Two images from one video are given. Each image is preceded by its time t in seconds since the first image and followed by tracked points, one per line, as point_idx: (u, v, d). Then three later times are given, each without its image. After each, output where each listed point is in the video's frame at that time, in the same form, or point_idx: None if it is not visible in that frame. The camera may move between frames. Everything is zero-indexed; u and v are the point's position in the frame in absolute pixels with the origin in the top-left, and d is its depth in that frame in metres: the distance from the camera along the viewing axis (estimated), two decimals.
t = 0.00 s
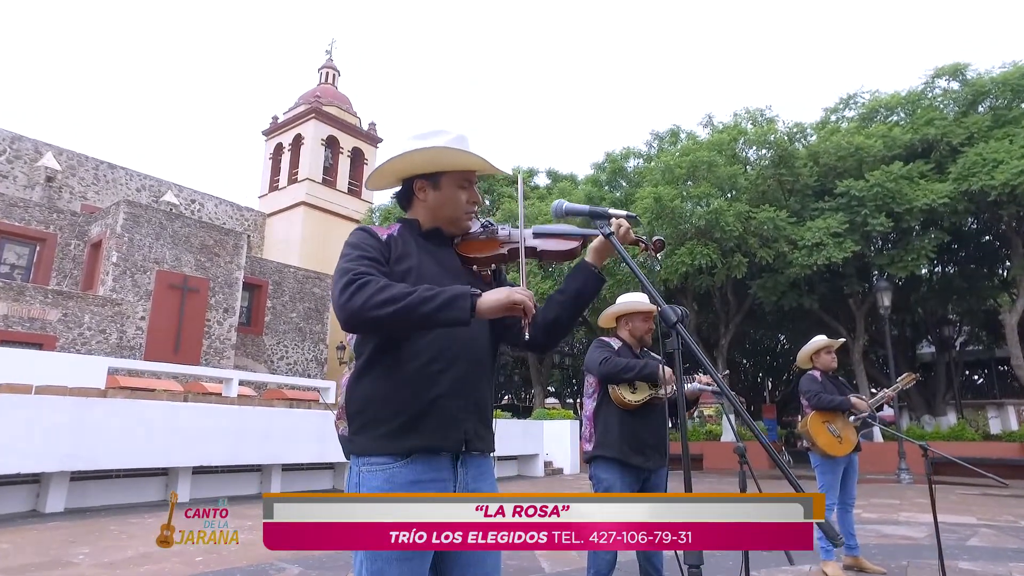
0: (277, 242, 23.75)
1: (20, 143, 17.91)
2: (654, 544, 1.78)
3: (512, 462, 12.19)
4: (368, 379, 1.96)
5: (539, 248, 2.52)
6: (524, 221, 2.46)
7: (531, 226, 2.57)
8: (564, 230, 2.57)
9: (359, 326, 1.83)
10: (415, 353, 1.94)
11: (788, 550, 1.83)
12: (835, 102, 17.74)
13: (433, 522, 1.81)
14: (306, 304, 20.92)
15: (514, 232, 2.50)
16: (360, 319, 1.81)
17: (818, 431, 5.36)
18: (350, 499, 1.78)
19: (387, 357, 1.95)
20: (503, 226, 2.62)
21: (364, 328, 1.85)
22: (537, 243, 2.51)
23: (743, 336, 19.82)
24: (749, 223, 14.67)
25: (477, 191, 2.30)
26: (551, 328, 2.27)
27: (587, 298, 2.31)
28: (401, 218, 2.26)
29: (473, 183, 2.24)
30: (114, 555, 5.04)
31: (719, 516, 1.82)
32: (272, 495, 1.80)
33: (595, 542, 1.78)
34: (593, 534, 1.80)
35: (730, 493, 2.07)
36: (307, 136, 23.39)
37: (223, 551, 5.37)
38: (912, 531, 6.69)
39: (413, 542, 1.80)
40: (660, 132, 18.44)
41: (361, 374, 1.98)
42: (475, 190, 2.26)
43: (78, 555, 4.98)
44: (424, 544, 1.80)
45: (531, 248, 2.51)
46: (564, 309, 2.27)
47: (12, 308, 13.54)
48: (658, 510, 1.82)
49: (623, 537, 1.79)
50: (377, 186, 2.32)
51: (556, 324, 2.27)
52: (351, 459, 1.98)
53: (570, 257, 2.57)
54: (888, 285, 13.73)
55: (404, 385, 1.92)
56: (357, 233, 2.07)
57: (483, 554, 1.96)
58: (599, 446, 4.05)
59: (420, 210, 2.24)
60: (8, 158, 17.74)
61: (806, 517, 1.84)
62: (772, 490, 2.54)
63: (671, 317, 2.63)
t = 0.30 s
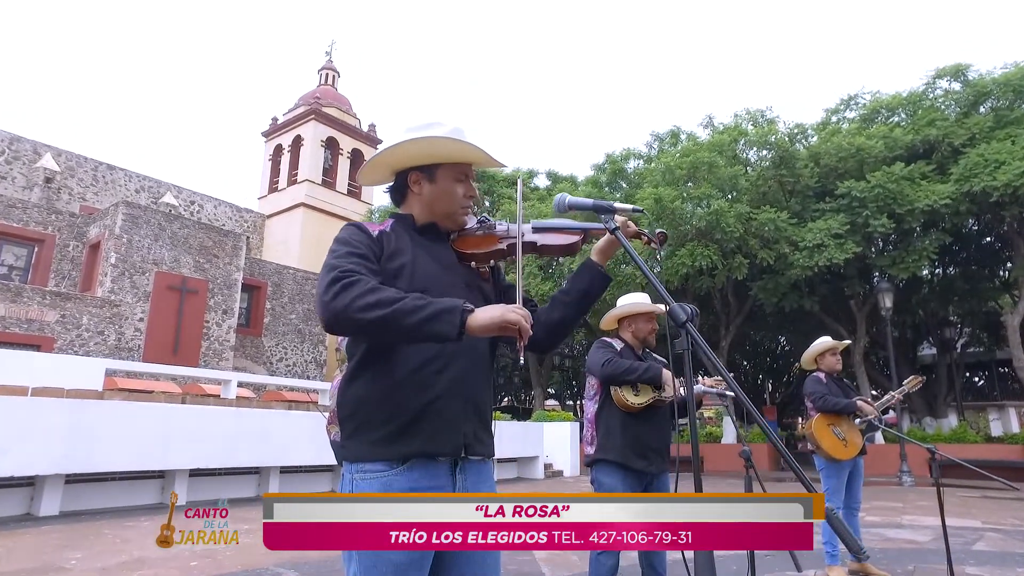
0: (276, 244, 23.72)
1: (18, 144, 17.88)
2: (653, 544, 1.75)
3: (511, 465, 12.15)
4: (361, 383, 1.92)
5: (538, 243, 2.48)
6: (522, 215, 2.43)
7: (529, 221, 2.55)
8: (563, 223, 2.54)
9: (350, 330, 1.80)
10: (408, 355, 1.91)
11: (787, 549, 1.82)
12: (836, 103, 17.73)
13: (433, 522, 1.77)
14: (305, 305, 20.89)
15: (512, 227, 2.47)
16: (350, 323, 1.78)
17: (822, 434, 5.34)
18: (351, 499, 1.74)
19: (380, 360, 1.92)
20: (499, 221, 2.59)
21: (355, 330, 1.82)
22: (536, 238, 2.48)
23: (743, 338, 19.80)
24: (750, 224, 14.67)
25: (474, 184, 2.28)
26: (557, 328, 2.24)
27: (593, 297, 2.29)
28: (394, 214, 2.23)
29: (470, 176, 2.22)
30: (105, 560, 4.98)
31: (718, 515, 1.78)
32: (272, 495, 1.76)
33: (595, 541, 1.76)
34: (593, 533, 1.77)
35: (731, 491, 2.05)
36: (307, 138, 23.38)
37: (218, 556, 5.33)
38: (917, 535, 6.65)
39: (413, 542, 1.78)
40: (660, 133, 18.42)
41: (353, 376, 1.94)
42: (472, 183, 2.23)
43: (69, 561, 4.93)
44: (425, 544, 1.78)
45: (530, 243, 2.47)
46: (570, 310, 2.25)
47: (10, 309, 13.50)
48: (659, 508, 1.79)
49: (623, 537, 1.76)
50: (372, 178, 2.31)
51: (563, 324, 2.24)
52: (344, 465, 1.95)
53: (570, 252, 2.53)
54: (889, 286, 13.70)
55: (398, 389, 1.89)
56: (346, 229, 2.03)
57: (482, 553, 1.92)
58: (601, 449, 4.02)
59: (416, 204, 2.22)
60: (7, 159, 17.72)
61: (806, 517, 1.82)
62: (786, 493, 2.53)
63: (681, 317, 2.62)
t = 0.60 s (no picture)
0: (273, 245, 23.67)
1: (14, 144, 17.82)
2: (653, 544, 1.74)
3: (509, 467, 12.12)
4: (356, 381, 1.90)
5: (537, 241, 2.49)
6: (519, 214, 2.45)
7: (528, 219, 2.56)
8: (562, 223, 2.54)
9: (345, 320, 1.77)
10: (403, 351, 1.89)
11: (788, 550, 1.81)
12: (834, 105, 17.77)
13: (433, 522, 1.76)
14: (302, 307, 20.83)
15: (509, 226, 2.48)
16: (344, 311, 1.75)
17: (826, 436, 5.32)
18: (351, 499, 1.73)
19: (376, 355, 1.89)
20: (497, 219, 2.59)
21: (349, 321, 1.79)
22: (535, 236, 2.49)
23: (742, 340, 19.81)
24: (749, 226, 14.67)
25: (471, 183, 2.25)
26: (557, 327, 2.21)
27: (593, 297, 2.26)
28: (389, 210, 2.19)
29: (467, 173, 2.19)
30: (97, 565, 4.94)
31: (719, 515, 1.77)
32: (272, 495, 1.77)
33: (594, 541, 1.75)
34: (592, 533, 1.76)
35: (731, 493, 2.05)
36: (305, 139, 23.36)
37: (212, 560, 5.29)
38: (918, 538, 6.63)
39: (414, 542, 1.74)
40: (659, 135, 18.45)
41: (349, 375, 1.91)
42: (469, 179, 2.21)
43: (61, 565, 4.88)
44: (425, 544, 1.75)
45: (528, 241, 2.49)
46: (570, 308, 2.22)
47: (4, 310, 13.43)
48: (661, 508, 1.77)
49: (623, 537, 1.75)
50: (365, 172, 2.28)
51: (562, 323, 2.21)
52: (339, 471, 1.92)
53: (571, 251, 2.53)
54: (887, 288, 13.72)
55: (393, 386, 1.86)
56: (341, 223, 2.00)
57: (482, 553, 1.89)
58: (601, 453, 3.99)
59: (411, 200, 2.18)
60: (3, 160, 17.67)
61: (806, 517, 1.83)
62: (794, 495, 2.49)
63: (688, 315, 2.56)
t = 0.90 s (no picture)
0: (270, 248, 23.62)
1: (9, 145, 17.75)
2: (653, 544, 1.70)
3: (505, 471, 12.08)
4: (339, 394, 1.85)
5: (534, 245, 2.43)
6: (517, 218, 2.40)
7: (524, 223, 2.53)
8: (558, 227, 2.50)
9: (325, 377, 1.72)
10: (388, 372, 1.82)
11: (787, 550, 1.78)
12: (831, 108, 17.81)
13: (433, 521, 1.72)
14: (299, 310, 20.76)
15: (507, 229, 2.41)
16: (324, 374, 1.70)
17: (827, 441, 5.32)
18: (354, 498, 1.69)
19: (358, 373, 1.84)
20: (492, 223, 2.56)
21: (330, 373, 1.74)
22: (532, 239, 2.44)
23: (739, 344, 19.83)
24: (746, 228, 14.66)
25: (467, 185, 2.26)
26: (551, 330, 2.19)
27: (589, 299, 2.23)
28: (382, 210, 2.14)
29: (464, 174, 2.20)
30: (85, 572, 4.89)
31: (719, 516, 1.74)
32: (272, 495, 1.71)
33: (595, 542, 1.71)
34: (593, 533, 1.72)
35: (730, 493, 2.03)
36: (301, 141, 23.33)
37: (204, 567, 5.24)
38: (918, 543, 6.61)
39: (413, 542, 1.72)
40: (656, 138, 18.46)
41: (330, 388, 1.87)
42: (465, 180, 2.22)
43: (49, 572, 4.83)
44: (425, 545, 1.72)
45: (526, 245, 2.42)
46: (566, 311, 2.21)
47: None
48: (661, 509, 1.74)
49: (623, 537, 1.72)
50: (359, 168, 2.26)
51: (556, 326, 2.19)
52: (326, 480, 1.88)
53: (566, 254, 2.48)
54: (885, 291, 13.73)
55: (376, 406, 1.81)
56: (329, 229, 1.94)
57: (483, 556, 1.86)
58: (599, 458, 3.97)
59: (406, 199, 2.17)
60: None
61: (805, 517, 1.81)
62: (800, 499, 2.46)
63: (693, 318, 2.53)
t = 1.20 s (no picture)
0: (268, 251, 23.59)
1: (7, 148, 17.75)
2: (653, 544, 1.67)
3: (504, 475, 12.03)
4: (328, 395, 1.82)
5: (532, 232, 2.40)
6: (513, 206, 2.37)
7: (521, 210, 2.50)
8: (556, 213, 2.46)
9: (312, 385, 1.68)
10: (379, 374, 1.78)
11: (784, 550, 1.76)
12: (830, 112, 17.83)
13: (433, 522, 1.68)
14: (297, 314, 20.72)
15: (503, 218, 2.38)
16: (311, 383, 1.65)
17: (829, 446, 5.31)
18: (357, 498, 1.66)
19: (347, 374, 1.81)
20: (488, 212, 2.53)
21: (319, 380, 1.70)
22: (530, 226, 2.41)
23: (739, 348, 19.81)
24: (746, 232, 14.65)
25: (459, 172, 2.24)
26: (555, 325, 2.17)
27: (590, 290, 2.20)
28: (372, 201, 2.12)
29: (454, 160, 2.18)
30: None
31: (716, 515, 1.71)
32: (272, 495, 1.66)
33: (595, 542, 1.67)
34: (593, 533, 1.68)
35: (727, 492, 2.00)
36: (300, 145, 23.32)
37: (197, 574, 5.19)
38: (922, 550, 6.57)
39: (413, 542, 1.69)
40: (655, 141, 18.47)
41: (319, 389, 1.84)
42: (456, 166, 2.20)
43: None
44: (425, 545, 1.68)
45: (523, 232, 2.39)
46: (570, 304, 2.17)
47: None
48: (662, 508, 1.71)
49: (622, 537, 1.68)
50: (346, 154, 2.25)
51: (561, 320, 2.17)
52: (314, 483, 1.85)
53: (564, 241, 2.43)
54: (885, 294, 13.71)
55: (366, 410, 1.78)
56: (320, 222, 1.91)
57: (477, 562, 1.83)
58: (598, 463, 3.94)
59: (396, 187, 2.14)
60: None
61: (805, 517, 1.78)
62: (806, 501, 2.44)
63: (699, 317, 2.51)
